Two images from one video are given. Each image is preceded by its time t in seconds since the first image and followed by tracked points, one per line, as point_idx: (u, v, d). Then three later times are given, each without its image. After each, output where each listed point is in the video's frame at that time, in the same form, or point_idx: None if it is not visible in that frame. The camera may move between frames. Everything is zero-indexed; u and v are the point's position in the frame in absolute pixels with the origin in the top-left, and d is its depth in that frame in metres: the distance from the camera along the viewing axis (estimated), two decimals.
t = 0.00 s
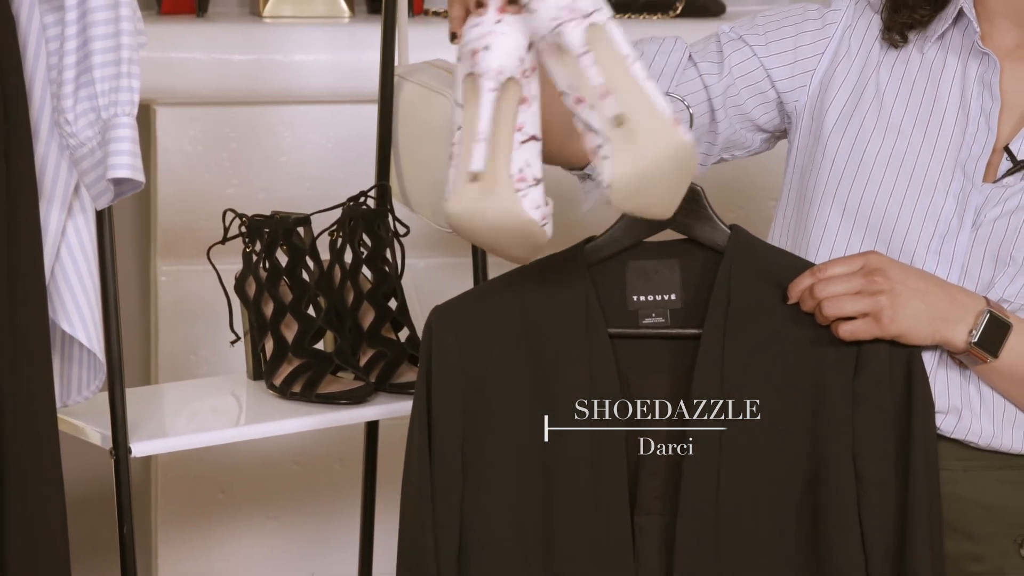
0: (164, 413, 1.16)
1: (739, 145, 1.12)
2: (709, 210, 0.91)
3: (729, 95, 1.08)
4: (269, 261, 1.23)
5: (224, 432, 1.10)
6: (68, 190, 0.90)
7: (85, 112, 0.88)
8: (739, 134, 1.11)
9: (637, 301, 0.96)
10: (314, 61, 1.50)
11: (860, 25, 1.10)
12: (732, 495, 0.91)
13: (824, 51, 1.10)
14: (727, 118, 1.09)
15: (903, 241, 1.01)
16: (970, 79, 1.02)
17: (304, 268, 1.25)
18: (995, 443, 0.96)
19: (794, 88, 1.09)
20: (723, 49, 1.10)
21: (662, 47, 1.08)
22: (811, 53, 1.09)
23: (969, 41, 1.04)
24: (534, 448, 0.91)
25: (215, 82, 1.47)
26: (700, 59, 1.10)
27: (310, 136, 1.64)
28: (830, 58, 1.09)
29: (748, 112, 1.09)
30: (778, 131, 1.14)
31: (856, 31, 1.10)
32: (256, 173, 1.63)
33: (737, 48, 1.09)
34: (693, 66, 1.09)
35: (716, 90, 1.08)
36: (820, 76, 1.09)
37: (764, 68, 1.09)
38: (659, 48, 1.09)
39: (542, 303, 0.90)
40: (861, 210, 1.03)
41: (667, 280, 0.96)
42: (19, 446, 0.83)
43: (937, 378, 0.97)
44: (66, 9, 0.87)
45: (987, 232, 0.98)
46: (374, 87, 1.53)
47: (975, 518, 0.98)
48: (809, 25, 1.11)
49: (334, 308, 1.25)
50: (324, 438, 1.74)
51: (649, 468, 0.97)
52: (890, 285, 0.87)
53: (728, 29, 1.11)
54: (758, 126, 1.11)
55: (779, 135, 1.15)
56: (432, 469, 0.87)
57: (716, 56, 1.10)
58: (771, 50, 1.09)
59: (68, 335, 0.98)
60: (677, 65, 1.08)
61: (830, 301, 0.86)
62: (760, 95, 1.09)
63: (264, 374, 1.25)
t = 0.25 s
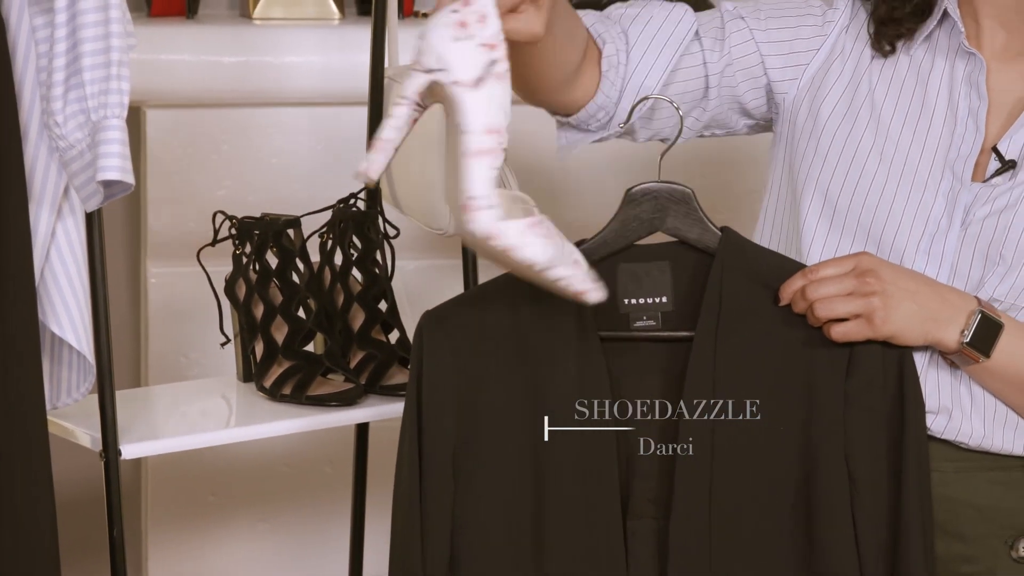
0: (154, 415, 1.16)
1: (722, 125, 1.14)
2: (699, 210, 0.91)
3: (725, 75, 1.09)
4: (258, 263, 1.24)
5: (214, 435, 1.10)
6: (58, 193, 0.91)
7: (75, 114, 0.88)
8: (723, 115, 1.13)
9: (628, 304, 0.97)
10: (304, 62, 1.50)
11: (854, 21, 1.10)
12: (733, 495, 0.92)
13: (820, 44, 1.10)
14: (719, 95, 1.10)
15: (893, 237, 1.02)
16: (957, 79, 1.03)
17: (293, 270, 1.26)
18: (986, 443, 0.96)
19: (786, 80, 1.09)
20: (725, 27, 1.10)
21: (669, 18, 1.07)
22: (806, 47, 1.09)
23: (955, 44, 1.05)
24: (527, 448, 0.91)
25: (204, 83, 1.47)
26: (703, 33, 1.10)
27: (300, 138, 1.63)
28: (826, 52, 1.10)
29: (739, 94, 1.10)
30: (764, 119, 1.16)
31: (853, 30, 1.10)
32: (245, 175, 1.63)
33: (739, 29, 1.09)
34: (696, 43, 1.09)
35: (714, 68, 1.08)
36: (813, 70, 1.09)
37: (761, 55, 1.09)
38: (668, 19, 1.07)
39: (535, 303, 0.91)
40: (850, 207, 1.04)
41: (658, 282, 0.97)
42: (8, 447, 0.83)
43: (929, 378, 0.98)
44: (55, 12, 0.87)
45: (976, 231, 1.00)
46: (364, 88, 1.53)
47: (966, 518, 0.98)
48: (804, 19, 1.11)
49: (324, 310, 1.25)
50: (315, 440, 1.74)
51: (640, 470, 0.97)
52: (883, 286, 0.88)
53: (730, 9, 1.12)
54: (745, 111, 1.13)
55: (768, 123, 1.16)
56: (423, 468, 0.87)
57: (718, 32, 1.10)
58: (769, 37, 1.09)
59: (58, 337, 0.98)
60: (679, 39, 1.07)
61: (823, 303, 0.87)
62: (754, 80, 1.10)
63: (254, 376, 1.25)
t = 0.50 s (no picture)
0: (150, 416, 1.16)
1: (713, 125, 1.14)
2: (702, 210, 0.92)
3: (722, 74, 1.09)
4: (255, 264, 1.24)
5: (211, 436, 1.10)
6: (53, 194, 0.90)
7: (71, 116, 0.87)
8: (715, 114, 1.12)
9: (630, 303, 0.97)
10: (299, 63, 1.49)
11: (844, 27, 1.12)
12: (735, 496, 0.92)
13: (812, 47, 1.10)
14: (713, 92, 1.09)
15: (890, 238, 1.02)
16: (944, 77, 1.04)
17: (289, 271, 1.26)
18: (986, 443, 0.96)
19: (779, 80, 1.09)
20: (720, 23, 1.10)
21: (668, 10, 1.09)
22: (798, 48, 1.10)
23: (941, 42, 1.06)
24: (525, 448, 0.91)
25: (199, 84, 1.47)
26: (699, 29, 1.10)
27: (296, 139, 1.63)
28: (817, 53, 1.10)
29: (733, 94, 1.10)
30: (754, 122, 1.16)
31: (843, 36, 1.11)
32: (240, 177, 1.63)
33: (733, 25, 1.09)
34: (690, 40, 1.10)
35: (710, 65, 1.08)
36: (805, 71, 1.10)
37: (753, 55, 1.09)
38: (665, 11, 1.08)
39: (535, 302, 0.91)
40: (845, 206, 1.04)
41: (661, 281, 0.96)
42: (7, 450, 0.82)
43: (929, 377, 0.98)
44: (51, 12, 0.86)
45: (972, 227, 1.00)
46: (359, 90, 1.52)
47: (965, 519, 0.99)
48: (796, 23, 1.11)
49: (320, 310, 1.26)
50: (311, 443, 1.73)
51: (640, 471, 0.97)
52: (890, 284, 0.89)
53: (724, 7, 1.12)
54: (737, 112, 1.13)
55: (758, 124, 1.17)
56: (422, 471, 0.87)
57: (713, 28, 1.10)
58: (761, 36, 1.09)
59: (53, 339, 0.98)
60: (675, 33, 1.08)
61: (830, 301, 0.87)
62: (746, 79, 1.09)
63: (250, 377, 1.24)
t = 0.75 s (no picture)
0: (149, 420, 1.16)
1: (692, 140, 1.15)
2: (701, 215, 0.92)
3: (696, 88, 1.10)
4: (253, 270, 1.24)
5: (210, 441, 1.10)
6: (52, 200, 0.91)
7: (70, 122, 0.88)
8: (694, 129, 1.14)
9: (630, 310, 0.97)
10: (296, 69, 1.50)
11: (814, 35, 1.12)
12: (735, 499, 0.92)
13: (786, 55, 1.11)
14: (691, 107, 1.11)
15: (876, 243, 1.03)
16: (917, 81, 1.05)
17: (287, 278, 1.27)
18: (986, 442, 0.97)
19: (755, 91, 1.10)
20: (691, 37, 1.11)
21: (639, 27, 1.09)
22: (772, 58, 1.11)
23: (910, 45, 1.07)
24: (522, 452, 0.91)
25: (198, 89, 1.47)
26: (671, 45, 1.11)
27: (294, 144, 1.64)
28: (790, 61, 1.11)
29: (711, 109, 1.11)
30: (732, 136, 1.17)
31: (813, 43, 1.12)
32: (238, 182, 1.63)
33: (704, 38, 1.11)
34: (666, 54, 1.11)
35: (684, 79, 1.10)
36: (779, 81, 1.11)
37: (727, 66, 1.10)
38: (638, 27, 1.09)
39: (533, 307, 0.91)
40: (828, 212, 1.05)
41: (661, 288, 0.97)
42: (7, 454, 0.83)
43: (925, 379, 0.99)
44: (51, 18, 0.87)
45: (956, 224, 0.99)
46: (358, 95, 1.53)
47: (966, 522, 0.99)
48: (768, 32, 1.12)
49: (319, 318, 1.27)
50: (310, 448, 1.74)
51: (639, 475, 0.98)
52: (893, 286, 0.89)
53: (695, 22, 1.13)
54: (715, 126, 1.14)
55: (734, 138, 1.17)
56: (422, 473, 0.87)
57: (686, 42, 1.11)
58: (737, 46, 1.10)
59: (53, 344, 0.98)
60: (652, 46, 1.09)
61: (832, 304, 0.87)
62: (721, 91, 1.11)
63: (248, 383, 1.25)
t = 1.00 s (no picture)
0: (138, 436, 1.16)
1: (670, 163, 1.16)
2: (690, 226, 0.94)
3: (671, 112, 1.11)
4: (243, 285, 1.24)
5: (199, 457, 1.10)
6: (42, 215, 0.91)
7: (59, 137, 0.88)
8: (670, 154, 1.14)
9: (617, 321, 0.98)
10: (285, 84, 1.51)
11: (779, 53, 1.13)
12: (718, 513, 0.93)
13: (756, 76, 1.12)
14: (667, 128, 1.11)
15: (852, 257, 1.04)
16: (885, 94, 1.07)
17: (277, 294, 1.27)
18: (972, 455, 0.98)
19: (727, 112, 1.11)
20: (663, 61, 1.12)
21: (612, 51, 1.10)
22: (744, 79, 1.12)
23: (877, 63, 1.08)
24: (505, 466, 0.92)
25: (188, 105, 1.47)
26: (644, 68, 1.12)
27: (283, 159, 1.64)
28: (759, 81, 1.12)
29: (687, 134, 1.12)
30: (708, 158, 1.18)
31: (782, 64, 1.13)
32: (228, 198, 1.63)
33: (676, 61, 1.12)
34: (638, 78, 1.12)
35: (660, 101, 1.11)
36: (751, 100, 1.11)
37: (699, 89, 1.11)
38: (610, 52, 1.10)
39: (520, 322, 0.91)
40: (806, 221, 1.05)
41: (649, 299, 0.98)
42: None
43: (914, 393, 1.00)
44: (40, 34, 0.87)
45: (932, 234, 1.01)
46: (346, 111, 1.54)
47: (953, 534, 1.00)
48: (738, 53, 1.13)
49: (307, 333, 1.26)
50: (299, 463, 1.73)
51: (623, 488, 0.98)
52: (881, 301, 0.90)
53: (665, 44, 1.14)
54: (691, 148, 1.15)
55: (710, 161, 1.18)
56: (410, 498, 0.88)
57: (659, 66, 1.12)
58: (709, 68, 1.11)
59: (42, 360, 0.98)
60: (626, 69, 1.10)
61: (820, 317, 0.89)
62: (694, 114, 1.11)
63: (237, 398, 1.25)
